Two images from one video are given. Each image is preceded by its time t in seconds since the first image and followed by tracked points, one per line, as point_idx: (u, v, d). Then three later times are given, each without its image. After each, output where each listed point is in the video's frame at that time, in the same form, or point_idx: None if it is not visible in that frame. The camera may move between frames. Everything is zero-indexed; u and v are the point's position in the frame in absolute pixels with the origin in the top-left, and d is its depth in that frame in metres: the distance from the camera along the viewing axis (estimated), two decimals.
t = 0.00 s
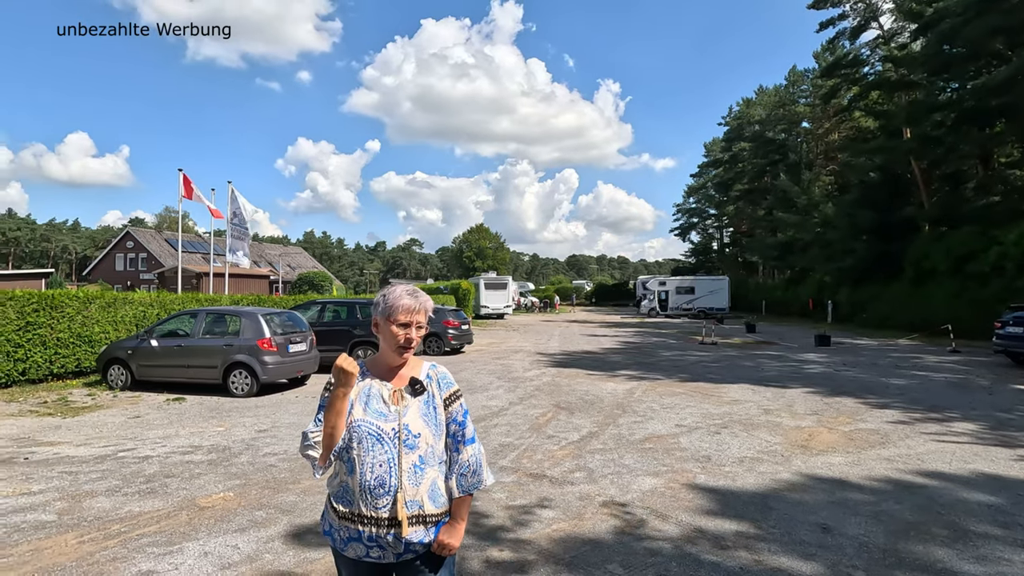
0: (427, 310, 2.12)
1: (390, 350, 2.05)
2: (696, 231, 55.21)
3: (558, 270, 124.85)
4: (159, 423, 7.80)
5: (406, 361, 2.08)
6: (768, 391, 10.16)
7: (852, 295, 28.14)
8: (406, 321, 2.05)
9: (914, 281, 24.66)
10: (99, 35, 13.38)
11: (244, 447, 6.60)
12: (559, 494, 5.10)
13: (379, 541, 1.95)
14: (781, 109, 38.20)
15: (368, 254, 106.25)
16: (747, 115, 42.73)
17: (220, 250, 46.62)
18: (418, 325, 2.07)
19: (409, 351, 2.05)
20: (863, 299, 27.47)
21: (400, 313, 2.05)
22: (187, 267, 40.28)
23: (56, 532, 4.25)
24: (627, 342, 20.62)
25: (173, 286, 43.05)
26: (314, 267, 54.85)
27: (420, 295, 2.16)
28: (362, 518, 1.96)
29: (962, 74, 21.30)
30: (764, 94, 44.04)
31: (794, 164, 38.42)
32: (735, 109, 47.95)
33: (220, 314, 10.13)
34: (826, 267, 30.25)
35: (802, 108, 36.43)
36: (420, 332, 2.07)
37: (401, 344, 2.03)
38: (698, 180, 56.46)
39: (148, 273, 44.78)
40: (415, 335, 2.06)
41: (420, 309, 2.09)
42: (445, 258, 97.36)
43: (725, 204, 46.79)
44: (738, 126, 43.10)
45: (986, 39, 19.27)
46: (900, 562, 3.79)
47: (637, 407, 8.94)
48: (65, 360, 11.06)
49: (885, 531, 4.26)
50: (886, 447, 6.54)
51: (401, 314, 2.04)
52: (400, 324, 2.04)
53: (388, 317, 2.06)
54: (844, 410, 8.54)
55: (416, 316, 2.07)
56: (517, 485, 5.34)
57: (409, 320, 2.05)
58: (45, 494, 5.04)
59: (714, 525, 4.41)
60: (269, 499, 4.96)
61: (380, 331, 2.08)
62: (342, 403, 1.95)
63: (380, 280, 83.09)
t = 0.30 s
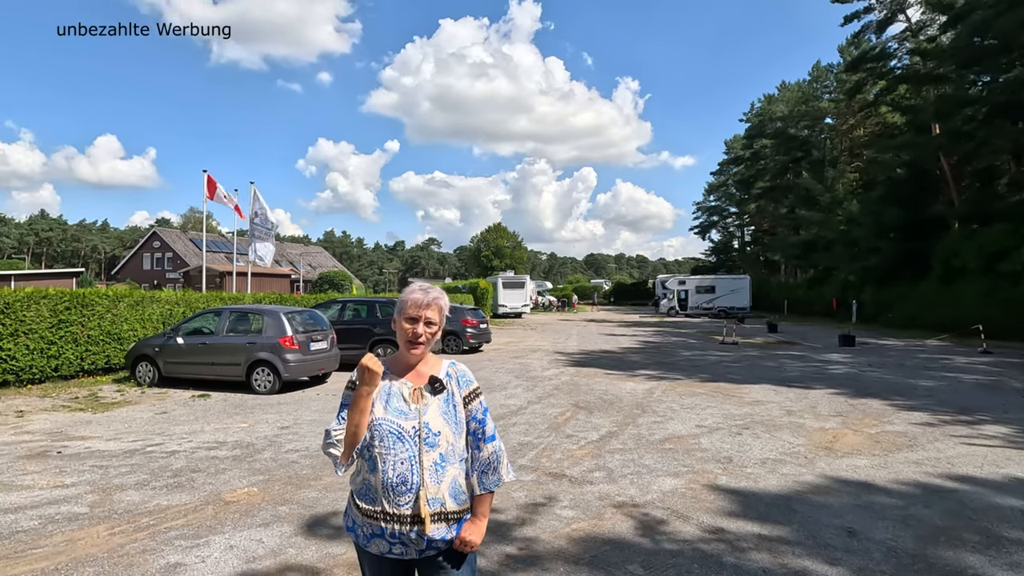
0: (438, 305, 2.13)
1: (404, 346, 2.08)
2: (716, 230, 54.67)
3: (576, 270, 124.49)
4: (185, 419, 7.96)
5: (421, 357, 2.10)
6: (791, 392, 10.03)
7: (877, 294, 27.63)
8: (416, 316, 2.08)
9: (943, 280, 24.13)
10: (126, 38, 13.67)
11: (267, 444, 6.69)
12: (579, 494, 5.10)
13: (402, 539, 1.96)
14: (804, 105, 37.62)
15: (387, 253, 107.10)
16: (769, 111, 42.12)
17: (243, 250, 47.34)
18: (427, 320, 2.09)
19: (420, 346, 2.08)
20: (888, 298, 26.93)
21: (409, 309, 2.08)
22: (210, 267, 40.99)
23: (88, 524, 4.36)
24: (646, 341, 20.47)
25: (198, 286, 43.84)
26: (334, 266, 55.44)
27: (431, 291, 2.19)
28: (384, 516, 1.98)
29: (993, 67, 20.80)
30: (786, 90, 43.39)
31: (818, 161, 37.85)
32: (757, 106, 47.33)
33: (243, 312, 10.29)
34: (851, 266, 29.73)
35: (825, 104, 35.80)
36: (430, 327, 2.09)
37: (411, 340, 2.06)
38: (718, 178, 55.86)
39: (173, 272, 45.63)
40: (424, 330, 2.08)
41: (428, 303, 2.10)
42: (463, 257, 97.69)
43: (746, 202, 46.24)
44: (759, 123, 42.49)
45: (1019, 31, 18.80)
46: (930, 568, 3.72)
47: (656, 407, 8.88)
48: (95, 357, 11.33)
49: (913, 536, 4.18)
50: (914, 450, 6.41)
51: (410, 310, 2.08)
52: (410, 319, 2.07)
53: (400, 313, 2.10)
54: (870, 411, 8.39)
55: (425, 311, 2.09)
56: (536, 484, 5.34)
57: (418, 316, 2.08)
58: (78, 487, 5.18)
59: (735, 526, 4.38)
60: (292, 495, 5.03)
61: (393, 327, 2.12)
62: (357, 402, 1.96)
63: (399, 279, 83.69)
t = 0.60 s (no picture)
0: (441, 300, 2.11)
1: (415, 345, 2.09)
2: (735, 229, 54.11)
3: (593, 269, 124.09)
4: (207, 416, 8.09)
5: (439, 354, 2.11)
6: (812, 393, 9.89)
7: (900, 293, 27.13)
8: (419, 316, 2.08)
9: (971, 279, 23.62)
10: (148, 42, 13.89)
11: (288, 441, 6.78)
12: (597, 493, 5.08)
13: (419, 536, 1.97)
14: (826, 101, 37.08)
15: (404, 253, 107.71)
16: (789, 108, 41.51)
17: (262, 250, 48.00)
18: (430, 316, 2.08)
19: (429, 343, 2.08)
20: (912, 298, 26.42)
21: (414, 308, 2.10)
22: (231, 267, 41.59)
23: (114, 517, 4.45)
24: (663, 341, 20.33)
25: (219, 285, 44.52)
26: (352, 266, 55.94)
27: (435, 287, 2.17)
28: (402, 512, 1.99)
29: None
30: (807, 86, 42.75)
31: (840, 158, 37.30)
32: (777, 103, 46.74)
33: (264, 311, 10.41)
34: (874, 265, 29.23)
35: (847, 100, 35.22)
36: (432, 323, 2.07)
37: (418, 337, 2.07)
38: (737, 176, 55.27)
39: (195, 272, 46.37)
40: (428, 327, 2.07)
41: (428, 300, 2.09)
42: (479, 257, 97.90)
43: (765, 200, 45.68)
44: (779, 119, 41.90)
45: None
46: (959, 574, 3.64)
47: (675, 407, 8.82)
48: (122, 354, 11.56)
49: (942, 541, 4.10)
50: (941, 453, 6.28)
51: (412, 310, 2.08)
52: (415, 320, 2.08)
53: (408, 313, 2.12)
54: (895, 413, 8.24)
55: (430, 308, 2.08)
56: (554, 483, 5.34)
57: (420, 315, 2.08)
58: (105, 481, 5.29)
59: (757, 528, 4.33)
60: (312, 491, 5.08)
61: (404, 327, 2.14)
62: (376, 400, 1.98)
63: (416, 279, 84.13)
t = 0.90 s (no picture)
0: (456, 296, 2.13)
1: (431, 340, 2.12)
2: (754, 227, 53.51)
3: (610, 269, 123.50)
4: (230, 413, 8.22)
5: (460, 352, 2.11)
6: (836, 393, 9.73)
7: (926, 293, 26.63)
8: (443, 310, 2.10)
9: (1001, 279, 23.06)
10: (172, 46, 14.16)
11: (309, 438, 6.86)
12: (617, 493, 5.05)
13: (424, 531, 2.00)
14: (850, 97, 36.49)
15: (421, 253, 108.26)
16: (811, 104, 40.83)
17: (283, 250, 48.63)
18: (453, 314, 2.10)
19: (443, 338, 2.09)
20: (939, 298, 25.91)
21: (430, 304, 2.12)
22: (252, 267, 42.19)
23: (142, 510, 4.54)
24: (682, 341, 20.17)
25: (241, 284, 45.18)
26: (371, 265, 56.39)
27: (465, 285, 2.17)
28: (410, 506, 2.03)
29: None
30: (830, 82, 42.05)
31: (864, 155, 36.69)
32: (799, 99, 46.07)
33: (285, 309, 10.52)
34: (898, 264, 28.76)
35: (872, 96, 34.56)
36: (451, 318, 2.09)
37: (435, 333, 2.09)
38: (757, 173, 54.61)
39: (218, 271, 47.11)
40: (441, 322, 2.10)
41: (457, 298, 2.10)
42: (496, 256, 97.97)
43: (787, 199, 45.05)
44: (801, 116, 41.22)
45: None
46: None
47: (694, 407, 8.73)
48: (148, 351, 11.79)
49: (973, 546, 4.00)
50: (971, 456, 6.14)
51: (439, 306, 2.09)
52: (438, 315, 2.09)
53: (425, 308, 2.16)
54: (922, 415, 8.07)
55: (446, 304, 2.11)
56: (573, 482, 5.33)
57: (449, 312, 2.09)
58: (133, 476, 5.40)
59: (780, 530, 4.27)
60: (332, 488, 5.12)
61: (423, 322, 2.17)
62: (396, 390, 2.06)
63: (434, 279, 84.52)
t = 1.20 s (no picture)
0: (494, 297, 2.13)
1: (466, 342, 2.09)
2: (770, 225, 52.98)
3: (624, 268, 122.99)
4: (247, 410, 8.30)
5: (482, 353, 2.09)
6: (854, 394, 9.61)
7: (948, 293, 26.23)
8: (475, 311, 2.08)
9: None
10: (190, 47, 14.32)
11: (324, 435, 6.90)
12: (632, 493, 5.04)
13: (437, 527, 2.01)
14: (868, 93, 36.00)
15: (434, 252, 108.62)
16: (829, 100, 40.32)
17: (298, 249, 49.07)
18: (486, 315, 2.09)
19: (482, 341, 2.07)
20: (960, 298, 25.53)
21: (466, 305, 2.08)
22: (268, 266, 42.61)
23: (162, 506, 4.60)
24: (696, 340, 20.05)
25: (257, 283, 45.67)
26: (385, 264, 56.70)
27: (487, 284, 2.17)
28: (425, 502, 2.04)
29: None
30: (848, 78, 41.46)
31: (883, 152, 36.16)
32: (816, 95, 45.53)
33: (300, 308, 10.59)
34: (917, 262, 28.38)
35: (891, 91, 34.03)
36: (488, 320, 2.08)
37: (473, 335, 2.07)
38: (773, 171, 54.05)
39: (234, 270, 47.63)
40: (484, 324, 2.08)
41: (483, 296, 2.10)
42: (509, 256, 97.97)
43: (803, 196, 44.54)
44: (818, 112, 40.66)
45: None
46: None
47: (710, 407, 8.67)
48: (167, 349, 11.96)
49: (997, 551, 3.93)
50: (995, 458, 6.03)
51: (467, 305, 2.08)
52: (470, 315, 2.07)
53: (458, 309, 2.12)
54: (944, 416, 7.94)
55: (481, 304, 2.09)
56: (587, 481, 5.32)
57: (476, 310, 2.08)
58: (153, 471, 5.47)
59: (797, 532, 4.23)
60: (348, 485, 5.16)
61: (453, 325, 2.14)
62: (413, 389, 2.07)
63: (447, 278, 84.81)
